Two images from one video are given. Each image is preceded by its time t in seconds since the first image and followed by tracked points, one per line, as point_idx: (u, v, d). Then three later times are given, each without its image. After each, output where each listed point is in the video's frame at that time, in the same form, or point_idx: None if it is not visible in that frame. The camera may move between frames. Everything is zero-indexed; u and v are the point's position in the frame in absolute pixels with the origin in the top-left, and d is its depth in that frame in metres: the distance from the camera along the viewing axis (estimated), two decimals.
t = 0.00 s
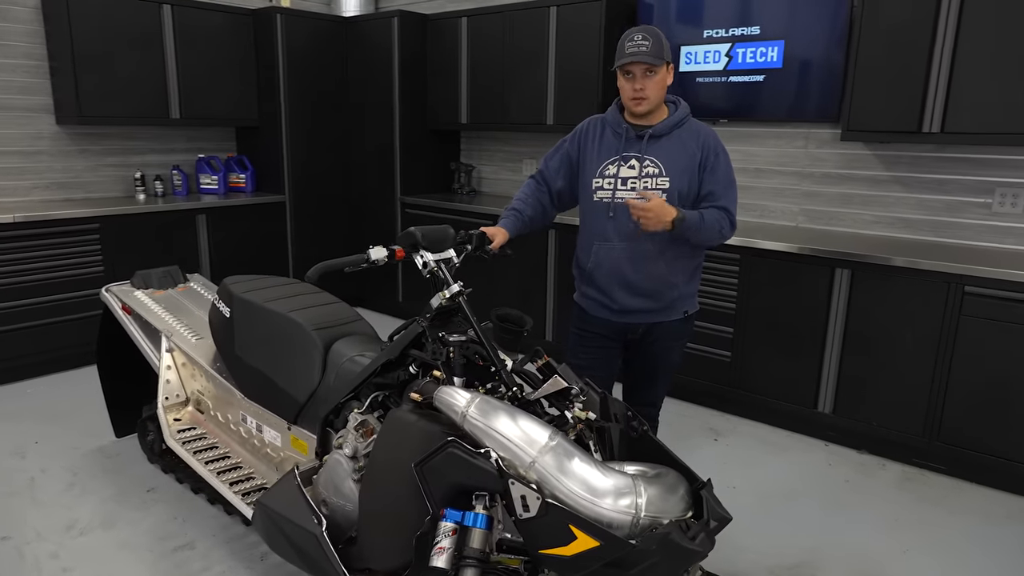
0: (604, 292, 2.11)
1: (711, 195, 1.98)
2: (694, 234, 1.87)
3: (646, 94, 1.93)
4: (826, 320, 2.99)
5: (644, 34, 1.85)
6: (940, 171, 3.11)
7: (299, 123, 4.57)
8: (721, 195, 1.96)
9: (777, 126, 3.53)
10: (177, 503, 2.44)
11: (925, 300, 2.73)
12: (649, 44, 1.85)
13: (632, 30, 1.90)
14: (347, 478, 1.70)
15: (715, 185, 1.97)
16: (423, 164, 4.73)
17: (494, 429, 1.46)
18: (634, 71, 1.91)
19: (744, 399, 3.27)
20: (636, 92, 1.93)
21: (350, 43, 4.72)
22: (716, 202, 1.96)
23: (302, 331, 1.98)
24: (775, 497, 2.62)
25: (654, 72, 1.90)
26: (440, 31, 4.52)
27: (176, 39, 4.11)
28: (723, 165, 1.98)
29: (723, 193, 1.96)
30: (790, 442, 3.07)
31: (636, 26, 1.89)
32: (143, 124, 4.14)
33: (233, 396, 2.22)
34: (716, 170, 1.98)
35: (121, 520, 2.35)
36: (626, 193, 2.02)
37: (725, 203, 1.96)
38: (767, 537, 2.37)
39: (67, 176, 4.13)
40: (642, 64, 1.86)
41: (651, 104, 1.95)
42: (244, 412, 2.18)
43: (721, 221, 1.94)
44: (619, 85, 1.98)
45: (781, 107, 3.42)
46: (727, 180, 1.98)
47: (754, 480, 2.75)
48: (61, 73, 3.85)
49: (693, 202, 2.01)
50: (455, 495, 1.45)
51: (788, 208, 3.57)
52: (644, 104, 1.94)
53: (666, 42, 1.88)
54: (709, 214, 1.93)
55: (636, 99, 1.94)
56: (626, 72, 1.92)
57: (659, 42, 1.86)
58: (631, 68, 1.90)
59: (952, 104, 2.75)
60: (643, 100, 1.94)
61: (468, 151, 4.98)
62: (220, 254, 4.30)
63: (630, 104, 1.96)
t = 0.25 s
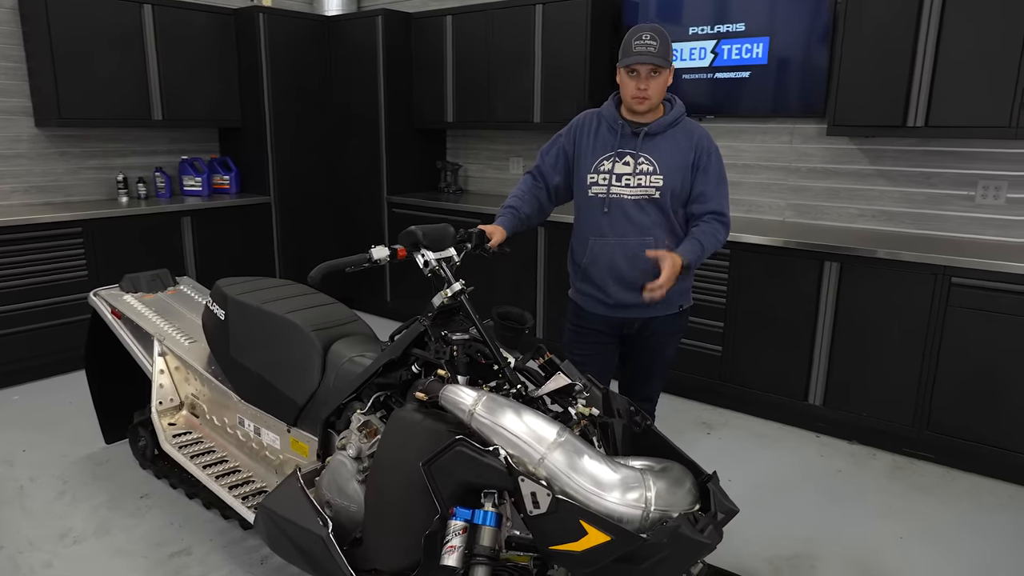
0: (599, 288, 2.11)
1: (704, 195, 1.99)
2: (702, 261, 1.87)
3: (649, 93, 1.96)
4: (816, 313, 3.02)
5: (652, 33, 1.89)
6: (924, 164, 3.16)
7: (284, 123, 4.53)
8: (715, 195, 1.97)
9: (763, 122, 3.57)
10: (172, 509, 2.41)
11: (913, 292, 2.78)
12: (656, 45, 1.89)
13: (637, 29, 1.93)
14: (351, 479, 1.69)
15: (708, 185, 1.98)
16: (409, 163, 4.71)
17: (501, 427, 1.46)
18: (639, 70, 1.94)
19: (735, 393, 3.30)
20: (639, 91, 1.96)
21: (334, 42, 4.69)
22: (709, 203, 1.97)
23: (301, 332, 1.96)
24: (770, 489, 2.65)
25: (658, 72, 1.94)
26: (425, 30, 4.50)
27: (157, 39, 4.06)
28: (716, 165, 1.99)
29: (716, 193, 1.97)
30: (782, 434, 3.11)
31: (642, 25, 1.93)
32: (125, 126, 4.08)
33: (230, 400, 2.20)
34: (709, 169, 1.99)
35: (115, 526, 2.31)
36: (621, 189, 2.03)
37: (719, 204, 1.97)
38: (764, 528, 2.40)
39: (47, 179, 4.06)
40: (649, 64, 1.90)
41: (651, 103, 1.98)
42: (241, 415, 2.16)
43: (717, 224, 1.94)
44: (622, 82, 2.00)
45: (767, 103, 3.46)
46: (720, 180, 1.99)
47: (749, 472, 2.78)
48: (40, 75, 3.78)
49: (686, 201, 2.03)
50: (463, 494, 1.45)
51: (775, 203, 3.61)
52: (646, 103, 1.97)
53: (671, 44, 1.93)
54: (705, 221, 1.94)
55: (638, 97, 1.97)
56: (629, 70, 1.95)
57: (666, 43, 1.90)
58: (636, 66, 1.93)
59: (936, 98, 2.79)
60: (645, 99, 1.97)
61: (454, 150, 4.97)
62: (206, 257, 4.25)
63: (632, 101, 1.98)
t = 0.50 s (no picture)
0: (596, 284, 2.12)
1: (701, 197, 2.02)
2: (694, 266, 1.93)
3: (646, 90, 1.97)
4: (807, 307, 3.06)
5: (649, 30, 1.92)
6: (910, 159, 3.21)
7: (271, 125, 4.50)
8: (711, 198, 2.01)
9: (750, 119, 3.60)
10: (168, 515, 2.39)
11: (902, 285, 2.82)
12: (654, 41, 1.91)
13: (635, 27, 1.95)
14: (356, 480, 1.69)
15: (705, 187, 2.01)
16: (397, 163, 4.69)
17: (508, 424, 1.46)
18: (636, 66, 1.96)
19: (728, 388, 3.33)
20: (636, 87, 1.97)
21: (320, 42, 4.67)
22: (705, 206, 2.01)
23: (300, 333, 1.95)
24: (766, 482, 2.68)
25: (655, 70, 1.96)
26: (411, 30, 4.49)
27: (141, 41, 4.02)
28: (713, 167, 2.03)
29: (712, 197, 2.01)
30: (775, 427, 3.14)
31: (640, 22, 1.95)
32: (109, 129, 4.03)
33: (228, 403, 2.18)
34: (706, 172, 2.02)
35: (112, 533, 2.29)
36: (619, 188, 2.05)
37: (715, 207, 2.01)
38: (761, 521, 2.43)
39: (30, 183, 4.01)
40: (646, 60, 1.92)
41: (648, 100, 1.99)
42: (240, 418, 2.15)
43: (713, 229, 1.99)
44: (619, 79, 2.02)
45: (754, 100, 3.49)
46: (716, 182, 2.03)
47: (744, 466, 2.81)
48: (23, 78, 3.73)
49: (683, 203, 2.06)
50: (472, 492, 1.46)
51: (763, 199, 3.64)
52: (643, 99, 1.99)
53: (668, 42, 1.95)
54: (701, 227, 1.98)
55: (635, 94, 1.98)
56: (627, 67, 1.97)
57: (663, 40, 1.92)
58: (633, 63, 1.95)
59: (921, 95, 2.84)
60: (642, 95, 1.98)
61: (442, 150, 4.96)
62: (194, 260, 4.21)
63: (629, 98, 2.00)
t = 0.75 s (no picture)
0: (598, 285, 2.13)
1: (700, 195, 2.03)
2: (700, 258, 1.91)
3: (645, 89, 1.99)
4: (800, 306, 3.09)
5: (648, 30, 1.93)
6: (899, 159, 3.25)
7: (262, 128, 4.48)
8: (712, 193, 2.02)
9: (742, 120, 3.63)
10: (166, 520, 2.37)
11: (894, 283, 2.86)
12: (653, 41, 1.93)
13: (633, 27, 1.97)
14: (360, 482, 1.69)
15: (704, 185, 2.02)
16: (390, 165, 4.69)
17: (514, 425, 1.47)
18: (634, 66, 1.98)
19: (722, 387, 3.36)
20: (636, 87, 1.99)
21: (310, 44, 4.65)
22: (706, 202, 2.02)
23: (300, 336, 1.95)
24: (763, 479, 2.71)
25: (654, 69, 1.97)
26: (402, 32, 4.49)
27: (131, 44, 4.00)
28: (711, 165, 2.04)
29: (712, 193, 2.02)
30: (770, 426, 3.17)
31: (638, 23, 1.97)
32: (99, 132, 4.01)
33: (228, 406, 2.17)
34: (704, 170, 2.03)
35: (110, 539, 2.27)
36: (619, 188, 2.07)
37: (716, 202, 2.01)
38: (759, 518, 2.45)
39: (19, 187, 3.97)
40: (645, 59, 1.93)
41: (648, 99, 2.01)
42: (240, 421, 2.14)
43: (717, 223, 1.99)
44: (617, 79, 2.03)
45: (745, 101, 3.52)
46: (715, 179, 2.04)
47: (740, 464, 2.83)
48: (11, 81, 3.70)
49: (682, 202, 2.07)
50: (479, 492, 1.46)
51: (755, 199, 3.67)
52: (643, 99, 2.00)
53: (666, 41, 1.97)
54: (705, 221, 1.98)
55: (635, 93, 2.00)
56: (626, 67, 1.98)
57: (662, 40, 1.94)
58: (632, 63, 1.97)
59: (910, 95, 2.88)
60: (642, 95, 2.00)
61: (433, 151, 4.96)
62: (186, 263, 4.18)
63: (628, 97, 2.01)
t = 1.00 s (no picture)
0: (603, 284, 2.14)
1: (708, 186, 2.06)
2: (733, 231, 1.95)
3: (647, 87, 2.00)
4: (800, 305, 3.10)
5: (651, 29, 1.94)
6: (897, 158, 3.27)
7: (259, 129, 4.47)
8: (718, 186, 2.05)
9: (740, 119, 3.65)
10: (169, 522, 2.37)
11: (893, 282, 2.87)
12: (656, 40, 1.94)
13: (636, 26, 1.98)
14: (367, 482, 1.69)
15: (711, 176, 2.06)
16: (388, 166, 4.68)
17: (522, 423, 1.47)
18: (637, 64, 1.98)
19: (722, 385, 3.37)
20: (637, 85, 2.00)
21: (308, 45, 4.64)
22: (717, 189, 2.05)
23: (304, 337, 1.95)
24: (764, 477, 2.72)
25: (656, 68, 1.98)
26: (400, 32, 4.49)
27: (128, 45, 3.99)
28: (716, 158, 2.07)
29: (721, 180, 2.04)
30: (770, 424, 3.18)
31: (641, 22, 1.98)
32: (97, 134, 4.00)
33: (231, 407, 2.17)
34: (709, 163, 2.07)
35: (113, 541, 2.27)
36: (624, 186, 2.08)
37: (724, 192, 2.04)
38: (762, 516, 2.46)
39: (16, 189, 3.96)
40: (648, 58, 1.94)
41: (649, 98, 2.02)
42: (243, 422, 2.14)
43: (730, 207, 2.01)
44: (620, 78, 2.04)
45: (743, 101, 3.53)
46: (721, 170, 2.07)
47: (741, 462, 2.84)
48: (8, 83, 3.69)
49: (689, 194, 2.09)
50: (487, 492, 1.47)
51: (753, 198, 3.69)
52: (644, 97, 2.01)
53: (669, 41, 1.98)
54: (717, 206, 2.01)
55: (636, 92, 2.01)
56: (628, 65, 1.99)
57: (664, 39, 1.95)
58: (635, 61, 1.97)
59: (909, 95, 2.90)
60: (643, 93, 2.00)
61: (431, 152, 4.96)
62: (184, 265, 4.17)
63: (630, 96, 2.02)
